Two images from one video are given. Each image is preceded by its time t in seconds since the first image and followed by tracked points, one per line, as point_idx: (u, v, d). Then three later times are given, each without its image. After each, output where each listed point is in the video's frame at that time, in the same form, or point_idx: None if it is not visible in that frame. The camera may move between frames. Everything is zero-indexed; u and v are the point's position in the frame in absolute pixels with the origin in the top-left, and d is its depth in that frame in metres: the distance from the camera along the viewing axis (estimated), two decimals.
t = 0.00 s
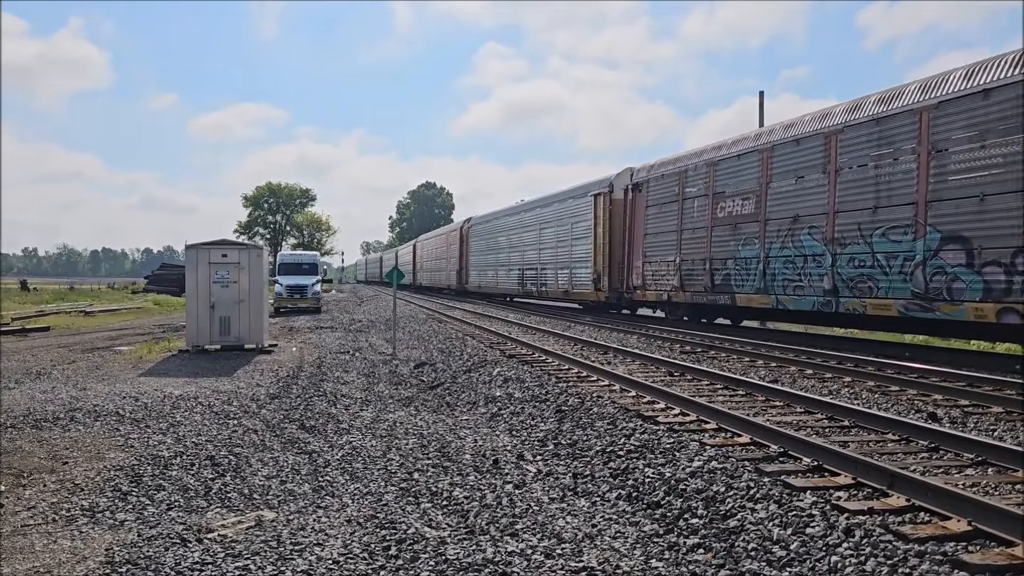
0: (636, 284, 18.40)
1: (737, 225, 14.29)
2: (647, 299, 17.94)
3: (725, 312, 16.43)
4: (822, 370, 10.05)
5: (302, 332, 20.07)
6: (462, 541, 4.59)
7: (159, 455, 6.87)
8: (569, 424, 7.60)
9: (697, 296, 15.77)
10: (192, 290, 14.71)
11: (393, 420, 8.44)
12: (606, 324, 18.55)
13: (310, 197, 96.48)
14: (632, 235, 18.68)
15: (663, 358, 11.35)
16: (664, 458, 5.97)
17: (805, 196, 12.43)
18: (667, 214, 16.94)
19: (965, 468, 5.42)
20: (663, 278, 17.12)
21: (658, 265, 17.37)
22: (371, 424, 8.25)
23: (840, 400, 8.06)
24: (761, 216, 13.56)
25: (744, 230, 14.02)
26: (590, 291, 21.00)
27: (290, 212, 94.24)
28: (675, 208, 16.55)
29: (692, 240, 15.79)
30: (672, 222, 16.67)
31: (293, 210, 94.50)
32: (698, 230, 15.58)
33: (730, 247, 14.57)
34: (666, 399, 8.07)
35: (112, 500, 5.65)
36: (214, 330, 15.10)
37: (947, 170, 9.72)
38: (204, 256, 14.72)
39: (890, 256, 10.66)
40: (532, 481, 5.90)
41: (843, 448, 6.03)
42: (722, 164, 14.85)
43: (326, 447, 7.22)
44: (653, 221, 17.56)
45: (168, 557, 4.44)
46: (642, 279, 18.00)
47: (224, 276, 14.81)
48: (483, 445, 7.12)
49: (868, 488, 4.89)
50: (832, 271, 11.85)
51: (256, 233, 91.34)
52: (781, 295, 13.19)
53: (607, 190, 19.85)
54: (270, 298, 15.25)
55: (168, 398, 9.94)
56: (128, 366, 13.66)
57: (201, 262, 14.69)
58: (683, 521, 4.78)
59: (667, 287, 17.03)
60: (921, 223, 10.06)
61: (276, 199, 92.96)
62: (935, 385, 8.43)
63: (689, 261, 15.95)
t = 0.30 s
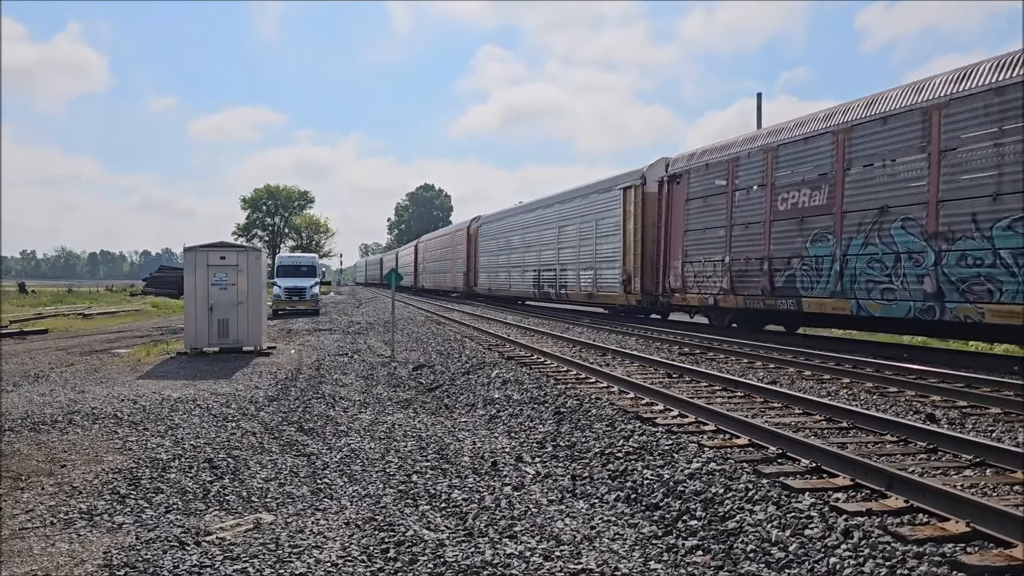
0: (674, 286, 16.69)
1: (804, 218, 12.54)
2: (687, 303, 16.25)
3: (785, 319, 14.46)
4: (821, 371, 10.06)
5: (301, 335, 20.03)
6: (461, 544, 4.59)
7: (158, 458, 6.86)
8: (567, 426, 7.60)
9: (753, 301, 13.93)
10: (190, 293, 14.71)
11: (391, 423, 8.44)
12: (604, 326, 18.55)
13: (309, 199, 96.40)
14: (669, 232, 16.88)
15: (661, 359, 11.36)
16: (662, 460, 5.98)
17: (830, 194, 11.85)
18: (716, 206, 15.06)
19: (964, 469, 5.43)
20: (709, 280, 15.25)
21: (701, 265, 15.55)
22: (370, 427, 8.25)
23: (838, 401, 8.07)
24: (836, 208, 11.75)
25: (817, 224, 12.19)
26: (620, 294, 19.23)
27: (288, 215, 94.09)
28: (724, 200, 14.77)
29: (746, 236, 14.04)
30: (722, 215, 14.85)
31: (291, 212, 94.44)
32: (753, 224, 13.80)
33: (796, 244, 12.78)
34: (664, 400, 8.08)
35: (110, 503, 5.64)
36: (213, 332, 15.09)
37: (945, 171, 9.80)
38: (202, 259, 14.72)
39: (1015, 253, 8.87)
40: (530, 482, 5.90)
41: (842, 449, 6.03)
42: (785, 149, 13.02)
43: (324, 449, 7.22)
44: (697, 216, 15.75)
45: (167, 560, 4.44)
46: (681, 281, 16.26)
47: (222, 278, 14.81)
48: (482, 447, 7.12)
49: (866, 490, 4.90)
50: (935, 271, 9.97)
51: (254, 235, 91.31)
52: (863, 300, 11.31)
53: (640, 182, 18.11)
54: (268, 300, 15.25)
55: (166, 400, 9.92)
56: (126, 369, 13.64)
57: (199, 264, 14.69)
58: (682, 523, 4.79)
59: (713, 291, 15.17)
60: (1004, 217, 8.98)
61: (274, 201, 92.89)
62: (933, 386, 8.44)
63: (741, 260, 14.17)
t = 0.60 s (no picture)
0: (721, 287, 15.10)
1: (896, 208, 10.68)
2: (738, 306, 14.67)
3: (862, 328, 12.57)
4: (820, 371, 10.07)
5: (299, 337, 20.01)
6: (460, 546, 4.58)
7: (156, 460, 6.84)
8: (566, 428, 7.58)
9: (827, 305, 12.17)
10: (188, 295, 14.69)
11: (390, 425, 8.43)
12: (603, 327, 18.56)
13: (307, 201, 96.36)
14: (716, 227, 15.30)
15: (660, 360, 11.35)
16: (661, 461, 5.98)
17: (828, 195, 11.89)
18: (780, 196, 13.24)
19: (962, 469, 5.43)
20: (768, 282, 13.60)
21: (758, 264, 13.90)
22: (368, 429, 8.24)
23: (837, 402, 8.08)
24: (943, 195, 9.85)
25: (911, 215, 10.38)
26: (656, 295, 17.70)
27: (286, 216, 94.00)
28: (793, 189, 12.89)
29: (817, 230, 12.24)
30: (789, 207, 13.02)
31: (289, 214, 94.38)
32: (828, 217, 11.98)
33: (884, 239, 10.90)
34: (663, 402, 8.08)
35: (108, 505, 5.63)
36: (211, 334, 15.06)
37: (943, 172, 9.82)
38: (200, 261, 14.69)
39: None
40: (529, 484, 5.89)
41: (840, 449, 6.04)
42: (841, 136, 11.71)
43: (323, 451, 7.21)
44: (755, 208, 14.04)
45: (165, 562, 4.43)
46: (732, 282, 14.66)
47: (221, 280, 14.78)
48: (480, 449, 7.11)
49: (865, 491, 4.90)
50: None
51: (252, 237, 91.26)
52: (979, 305, 9.50)
53: (680, 173, 16.57)
54: (266, 302, 15.22)
55: (164, 403, 9.90)
56: (124, 371, 13.62)
57: (197, 266, 14.67)
58: (681, 524, 4.78)
59: (772, 293, 13.51)
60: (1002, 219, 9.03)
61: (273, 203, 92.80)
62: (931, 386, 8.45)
63: (811, 259, 12.42)
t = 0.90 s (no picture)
0: (785, 289, 13.14)
1: None
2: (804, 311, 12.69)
3: (960, 336, 10.88)
4: (817, 372, 10.08)
5: (297, 338, 20.00)
6: (457, 547, 4.58)
7: (153, 461, 6.84)
8: (563, 428, 7.58)
9: (929, 311, 10.05)
10: (186, 297, 14.69)
11: (387, 426, 8.42)
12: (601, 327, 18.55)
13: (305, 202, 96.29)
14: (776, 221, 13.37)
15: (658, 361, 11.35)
16: (658, 461, 5.98)
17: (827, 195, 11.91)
18: (868, 181, 11.10)
19: (959, 469, 5.44)
20: (846, 282, 11.58)
21: (834, 261, 11.91)
22: (366, 429, 8.23)
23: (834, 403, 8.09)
24: None
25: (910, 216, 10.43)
26: (698, 299, 15.77)
27: (284, 217, 93.85)
28: (882, 173, 10.81)
29: (914, 222, 10.22)
30: (876, 196, 10.87)
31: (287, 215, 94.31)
32: (929, 205, 9.96)
33: (1010, 229, 8.90)
34: (660, 402, 8.08)
35: (105, 507, 5.62)
36: (208, 335, 15.05)
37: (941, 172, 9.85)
38: (198, 262, 14.69)
39: None
40: (527, 485, 5.88)
41: (838, 450, 6.04)
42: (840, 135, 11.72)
43: (320, 452, 7.20)
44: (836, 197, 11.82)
45: (162, 564, 4.42)
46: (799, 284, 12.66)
47: (218, 281, 14.77)
48: (478, 450, 7.10)
49: (863, 491, 4.90)
50: None
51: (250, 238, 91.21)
52: None
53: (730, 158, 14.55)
54: (264, 303, 15.21)
55: (161, 404, 9.88)
56: (122, 372, 13.60)
57: (194, 267, 14.66)
58: (678, 525, 4.78)
59: (851, 295, 11.49)
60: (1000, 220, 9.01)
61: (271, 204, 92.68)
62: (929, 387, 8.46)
63: (906, 256, 10.35)
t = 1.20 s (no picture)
0: (870, 290, 11.48)
1: None
2: (894, 314, 11.04)
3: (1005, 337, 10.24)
4: (815, 371, 10.08)
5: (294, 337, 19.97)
6: (455, 546, 4.58)
7: (151, 461, 6.83)
8: (562, 428, 7.58)
9: None
10: (183, 296, 14.67)
11: (385, 425, 8.41)
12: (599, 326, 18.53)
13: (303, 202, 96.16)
14: (862, 209, 11.65)
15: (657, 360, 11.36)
16: (656, 460, 5.99)
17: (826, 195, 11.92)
18: (979, 159, 9.52)
19: (957, 468, 5.44)
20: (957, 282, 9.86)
21: (937, 256, 10.18)
22: (364, 429, 8.22)
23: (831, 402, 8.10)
24: None
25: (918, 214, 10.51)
26: (756, 300, 14.20)
27: (280, 217, 93.59)
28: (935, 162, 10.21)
29: None
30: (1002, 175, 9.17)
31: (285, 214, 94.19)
32: None
33: None
34: (659, 401, 8.08)
35: (102, 507, 5.61)
36: (206, 335, 15.03)
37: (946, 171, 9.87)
38: (195, 261, 14.67)
39: None
40: (525, 484, 5.88)
41: (836, 449, 6.05)
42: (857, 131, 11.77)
43: (318, 452, 7.20)
44: (942, 177, 10.07)
45: (160, 563, 4.42)
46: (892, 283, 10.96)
47: (216, 280, 14.76)
48: (475, 449, 7.10)
49: (861, 490, 4.91)
50: None
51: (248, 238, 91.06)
52: None
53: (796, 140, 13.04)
54: (262, 302, 15.19)
55: (159, 404, 9.86)
56: (119, 372, 13.57)
57: (192, 267, 14.65)
58: (676, 524, 4.79)
59: (952, 296, 9.97)
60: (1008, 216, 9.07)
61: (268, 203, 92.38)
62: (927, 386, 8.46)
63: None
